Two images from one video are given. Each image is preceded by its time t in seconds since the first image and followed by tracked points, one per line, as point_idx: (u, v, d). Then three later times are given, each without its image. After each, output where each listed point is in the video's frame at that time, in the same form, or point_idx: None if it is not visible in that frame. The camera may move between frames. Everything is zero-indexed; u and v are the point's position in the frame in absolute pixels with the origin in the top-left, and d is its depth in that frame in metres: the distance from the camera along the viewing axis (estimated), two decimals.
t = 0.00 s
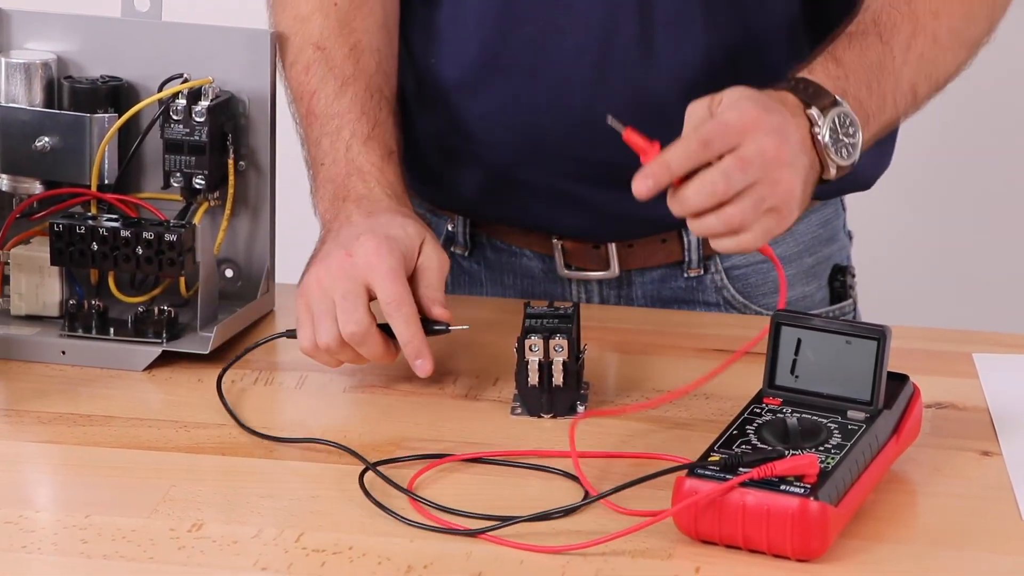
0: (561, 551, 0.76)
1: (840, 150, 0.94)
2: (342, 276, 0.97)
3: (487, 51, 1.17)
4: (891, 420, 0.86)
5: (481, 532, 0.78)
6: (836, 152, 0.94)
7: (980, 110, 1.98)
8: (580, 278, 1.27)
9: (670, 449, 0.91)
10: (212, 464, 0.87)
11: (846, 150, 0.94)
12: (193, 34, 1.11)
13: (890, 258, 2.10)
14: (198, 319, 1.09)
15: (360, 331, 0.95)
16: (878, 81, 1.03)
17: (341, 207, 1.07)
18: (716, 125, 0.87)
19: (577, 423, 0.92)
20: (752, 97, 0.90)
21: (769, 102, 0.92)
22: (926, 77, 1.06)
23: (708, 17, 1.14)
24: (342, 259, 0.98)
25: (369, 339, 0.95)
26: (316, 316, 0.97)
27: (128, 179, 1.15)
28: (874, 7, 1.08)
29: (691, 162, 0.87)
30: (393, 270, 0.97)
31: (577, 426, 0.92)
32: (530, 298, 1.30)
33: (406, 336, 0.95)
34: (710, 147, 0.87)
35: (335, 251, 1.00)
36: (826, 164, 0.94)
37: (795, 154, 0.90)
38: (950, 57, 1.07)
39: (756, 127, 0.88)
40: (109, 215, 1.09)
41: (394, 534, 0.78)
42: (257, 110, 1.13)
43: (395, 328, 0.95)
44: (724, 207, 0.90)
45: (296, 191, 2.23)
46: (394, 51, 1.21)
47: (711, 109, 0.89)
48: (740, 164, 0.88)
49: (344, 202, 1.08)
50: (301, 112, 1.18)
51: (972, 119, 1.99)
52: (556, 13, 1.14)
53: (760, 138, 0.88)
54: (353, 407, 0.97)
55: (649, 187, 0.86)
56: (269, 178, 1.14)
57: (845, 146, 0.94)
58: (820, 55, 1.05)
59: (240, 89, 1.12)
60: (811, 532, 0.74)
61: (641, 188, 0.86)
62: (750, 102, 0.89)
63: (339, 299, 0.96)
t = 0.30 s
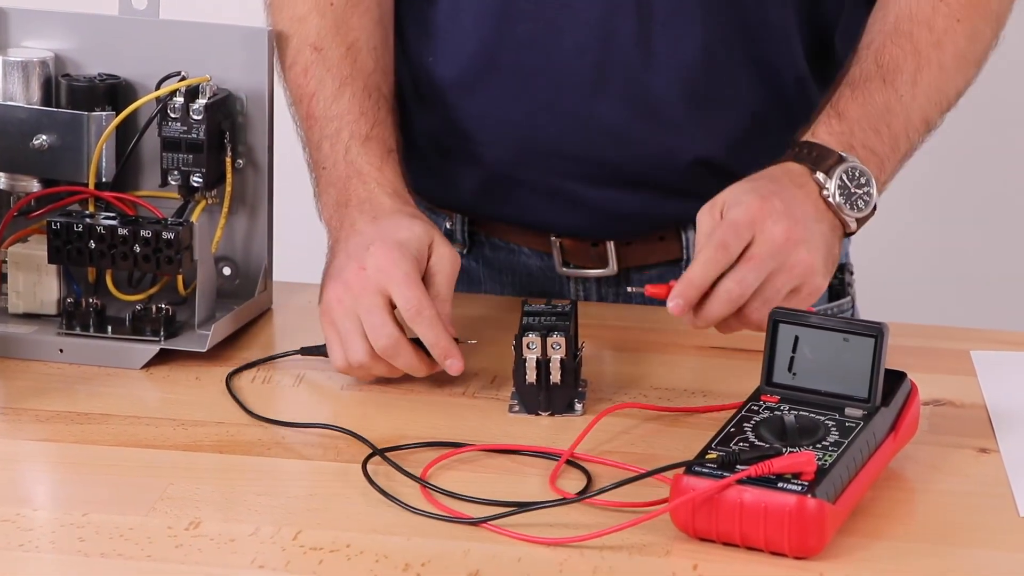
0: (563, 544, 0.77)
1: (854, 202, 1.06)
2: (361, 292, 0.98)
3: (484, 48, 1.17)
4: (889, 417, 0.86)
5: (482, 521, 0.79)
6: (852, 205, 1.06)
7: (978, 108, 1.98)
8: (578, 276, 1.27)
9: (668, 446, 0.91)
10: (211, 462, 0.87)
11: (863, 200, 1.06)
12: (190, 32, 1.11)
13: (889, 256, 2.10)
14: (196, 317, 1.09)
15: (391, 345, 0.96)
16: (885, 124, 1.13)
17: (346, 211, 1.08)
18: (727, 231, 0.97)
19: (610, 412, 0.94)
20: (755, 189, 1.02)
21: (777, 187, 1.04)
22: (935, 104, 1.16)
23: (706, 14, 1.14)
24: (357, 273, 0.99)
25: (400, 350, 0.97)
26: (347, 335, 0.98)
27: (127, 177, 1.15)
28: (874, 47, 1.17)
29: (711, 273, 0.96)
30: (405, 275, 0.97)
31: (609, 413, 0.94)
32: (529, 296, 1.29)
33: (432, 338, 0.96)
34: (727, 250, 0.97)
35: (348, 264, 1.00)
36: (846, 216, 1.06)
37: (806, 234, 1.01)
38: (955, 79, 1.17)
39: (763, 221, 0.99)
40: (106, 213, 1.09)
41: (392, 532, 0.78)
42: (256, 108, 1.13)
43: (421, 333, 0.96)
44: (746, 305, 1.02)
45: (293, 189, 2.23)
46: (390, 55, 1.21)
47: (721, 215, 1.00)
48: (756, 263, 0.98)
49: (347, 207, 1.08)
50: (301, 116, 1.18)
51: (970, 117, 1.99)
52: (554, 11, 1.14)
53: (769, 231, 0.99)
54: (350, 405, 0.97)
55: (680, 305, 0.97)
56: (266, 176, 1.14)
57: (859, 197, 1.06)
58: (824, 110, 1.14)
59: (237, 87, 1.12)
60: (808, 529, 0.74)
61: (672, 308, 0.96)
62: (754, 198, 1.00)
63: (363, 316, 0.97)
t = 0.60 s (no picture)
0: (562, 543, 0.77)
1: (840, 228, 1.05)
2: (401, 287, 0.98)
3: (484, 44, 1.17)
4: (887, 415, 0.86)
5: (481, 520, 0.79)
6: (838, 231, 1.05)
7: (975, 107, 1.98)
8: (577, 274, 1.26)
9: (667, 445, 0.91)
10: (210, 461, 0.87)
11: (849, 225, 1.06)
12: (189, 30, 1.11)
13: (889, 254, 2.10)
14: (195, 316, 1.09)
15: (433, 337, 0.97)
16: (871, 145, 1.13)
17: (368, 201, 1.07)
18: (712, 291, 0.97)
19: (615, 412, 0.94)
20: (740, 235, 1.01)
21: (763, 229, 1.03)
22: (922, 118, 1.15)
23: (705, 12, 1.14)
24: (394, 268, 0.98)
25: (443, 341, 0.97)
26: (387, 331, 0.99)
27: (125, 176, 1.15)
28: (861, 64, 1.17)
29: (700, 334, 0.98)
30: (444, 268, 0.97)
31: (616, 413, 0.94)
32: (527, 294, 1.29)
33: (469, 325, 0.96)
34: (714, 310, 0.97)
35: (383, 258, 1.00)
36: (832, 244, 1.05)
37: (797, 273, 1.00)
38: (943, 94, 1.16)
39: (750, 269, 0.98)
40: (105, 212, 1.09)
41: (391, 531, 0.78)
42: (254, 107, 1.13)
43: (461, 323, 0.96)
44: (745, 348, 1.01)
45: (290, 187, 2.23)
46: (400, 47, 1.21)
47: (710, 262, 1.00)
48: (744, 317, 0.98)
49: (369, 197, 1.07)
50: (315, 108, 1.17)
51: (968, 116, 1.99)
52: (555, 7, 1.14)
53: (756, 277, 0.98)
54: (349, 403, 0.97)
55: (676, 365, 0.99)
56: (265, 175, 1.14)
57: (845, 224, 1.05)
58: (808, 136, 1.15)
59: (236, 86, 1.12)
60: (807, 526, 0.74)
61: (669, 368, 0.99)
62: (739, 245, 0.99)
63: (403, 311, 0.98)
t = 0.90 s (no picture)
0: (566, 542, 0.77)
1: (847, 237, 1.05)
2: (421, 289, 0.97)
3: (486, 42, 1.17)
4: (891, 415, 0.86)
5: (485, 519, 0.79)
6: (845, 241, 1.05)
7: (978, 106, 1.98)
8: (582, 271, 1.26)
9: (670, 444, 0.91)
10: (213, 459, 0.87)
11: (857, 235, 1.06)
12: (192, 29, 1.11)
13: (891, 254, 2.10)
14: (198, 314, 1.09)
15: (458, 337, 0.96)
16: (875, 152, 1.13)
17: (378, 200, 1.07)
18: (717, 312, 0.97)
19: (620, 411, 0.93)
20: (747, 253, 1.00)
21: (771, 245, 1.02)
22: (925, 125, 1.15)
23: (710, 9, 1.14)
24: (413, 271, 0.97)
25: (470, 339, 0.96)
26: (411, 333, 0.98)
27: (129, 174, 1.15)
28: (863, 71, 1.17)
29: (706, 354, 0.97)
30: (465, 267, 0.96)
31: (620, 412, 0.94)
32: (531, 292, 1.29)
33: (500, 321, 0.94)
34: (717, 331, 0.97)
35: (401, 262, 0.99)
36: (840, 254, 1.05)
37: (808, 289, 0.99)
38: (946, 99, 1.16)
39: (757, 288, 0.98)
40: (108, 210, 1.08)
41: (394, 529, 0.78)
42: (257, 104, 1.13)
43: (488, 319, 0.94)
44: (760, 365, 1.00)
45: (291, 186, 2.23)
46: (405, 45, 1.21)
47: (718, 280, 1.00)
48: (751, 337, 0.97)
49: (378, 197, 1.07)
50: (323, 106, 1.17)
51: (970, 116, 1.98)
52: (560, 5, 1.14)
53: (763, 296, 0.97)
54: (352, 402, 0.97)
55: (685, 385, 0.99)
56: (269, 173, 1.14)
57: (853, 233, 1.06)
58: (812, 146, 1.15)
59: (239, 84, 1.12)
60: (811, 526, 0.74)
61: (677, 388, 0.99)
62: (745, 263, 0.99)
63: (426, 314, 0.97)
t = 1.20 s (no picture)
0: (571, 541, 0.77)
1: (855, 243, 1.05)
2: (423, 284, 0.97)
3: (491, 40, 1.17)
4: (895, 415, 0.86)
5: (489, 518, 0.79)
6: (852, 246, 1.05)
7: (983, 107, 1.97)
8: (585, 270, 1.26)
9: (675, 443, 0.91)
10: (217, 457, 0.87)
11: (864, 240, 1.05)
12: (197, 27, 1.11)
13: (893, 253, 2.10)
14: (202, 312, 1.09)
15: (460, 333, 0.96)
16: (882, 156, 1.13)
17: (382, 198, 1.07)
18: (721, 315, 0.97)
19: (623, 411, 0.93)
20: (752, 257, 1.00)
21: (777, 250, 1.02)
22: (932, 129, 1.15)
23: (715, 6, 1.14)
24: (415, 267, 0.98)
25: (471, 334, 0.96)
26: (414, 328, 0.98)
27: (133, 173, 1.15)
28: (869, 74, 1.17)
29: (709, 357, 0.97)
30: (467, 262, 0.96)
31: (623, 412, 0.94)
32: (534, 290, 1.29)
33: (502, 316, 0.94)
34: (721, 335, 0.97)
35: (403, 257, 0.99)
36: (846, 259, 1.04)
37: (812, 293, 0.99)
38: (952, 102, 1.16)
39: (762, 292, 0.98)
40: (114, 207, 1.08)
41: (398, 528, 0.78)
42: (261, 102, 1.12)
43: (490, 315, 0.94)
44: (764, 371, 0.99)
45: (295, 185, 2.23)
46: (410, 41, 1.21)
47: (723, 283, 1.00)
48: (755, 340, 0.96)
49: (382, 192, 1.07)
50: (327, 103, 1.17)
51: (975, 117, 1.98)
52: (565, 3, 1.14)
53: (768, 300, 0.97)
54: (357, 401, 0.97)
55: (688, 389, 0.98)
56: (273, 172, 1.14)
57: (860, 239, 1.05)
58: (819, 149, 1.14)
59: (243, 82, 1.12)
60: (816, 525, 0.74)
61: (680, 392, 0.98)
62: (750, 267, 0.99)
63: (427, 309, 0.97)
